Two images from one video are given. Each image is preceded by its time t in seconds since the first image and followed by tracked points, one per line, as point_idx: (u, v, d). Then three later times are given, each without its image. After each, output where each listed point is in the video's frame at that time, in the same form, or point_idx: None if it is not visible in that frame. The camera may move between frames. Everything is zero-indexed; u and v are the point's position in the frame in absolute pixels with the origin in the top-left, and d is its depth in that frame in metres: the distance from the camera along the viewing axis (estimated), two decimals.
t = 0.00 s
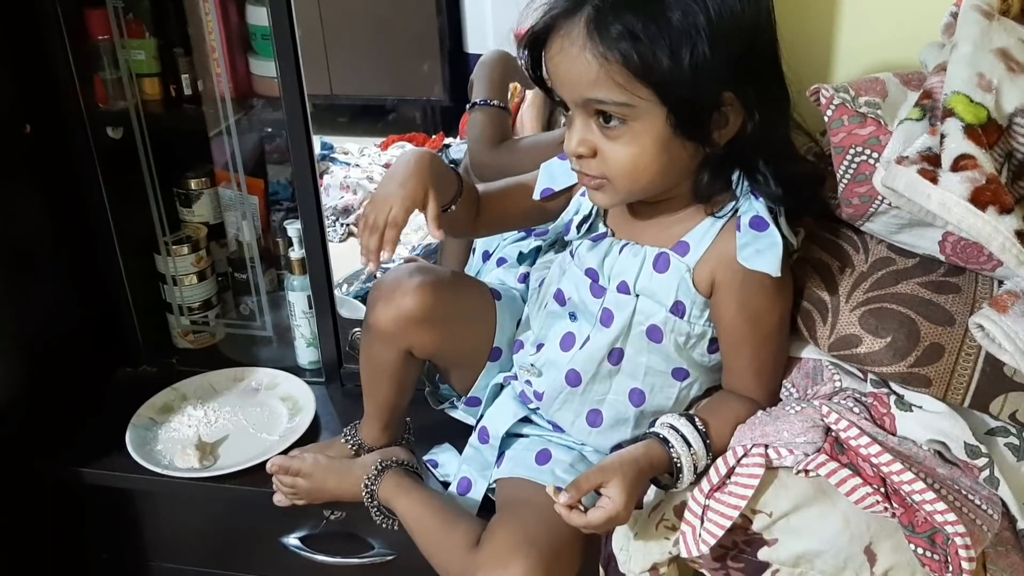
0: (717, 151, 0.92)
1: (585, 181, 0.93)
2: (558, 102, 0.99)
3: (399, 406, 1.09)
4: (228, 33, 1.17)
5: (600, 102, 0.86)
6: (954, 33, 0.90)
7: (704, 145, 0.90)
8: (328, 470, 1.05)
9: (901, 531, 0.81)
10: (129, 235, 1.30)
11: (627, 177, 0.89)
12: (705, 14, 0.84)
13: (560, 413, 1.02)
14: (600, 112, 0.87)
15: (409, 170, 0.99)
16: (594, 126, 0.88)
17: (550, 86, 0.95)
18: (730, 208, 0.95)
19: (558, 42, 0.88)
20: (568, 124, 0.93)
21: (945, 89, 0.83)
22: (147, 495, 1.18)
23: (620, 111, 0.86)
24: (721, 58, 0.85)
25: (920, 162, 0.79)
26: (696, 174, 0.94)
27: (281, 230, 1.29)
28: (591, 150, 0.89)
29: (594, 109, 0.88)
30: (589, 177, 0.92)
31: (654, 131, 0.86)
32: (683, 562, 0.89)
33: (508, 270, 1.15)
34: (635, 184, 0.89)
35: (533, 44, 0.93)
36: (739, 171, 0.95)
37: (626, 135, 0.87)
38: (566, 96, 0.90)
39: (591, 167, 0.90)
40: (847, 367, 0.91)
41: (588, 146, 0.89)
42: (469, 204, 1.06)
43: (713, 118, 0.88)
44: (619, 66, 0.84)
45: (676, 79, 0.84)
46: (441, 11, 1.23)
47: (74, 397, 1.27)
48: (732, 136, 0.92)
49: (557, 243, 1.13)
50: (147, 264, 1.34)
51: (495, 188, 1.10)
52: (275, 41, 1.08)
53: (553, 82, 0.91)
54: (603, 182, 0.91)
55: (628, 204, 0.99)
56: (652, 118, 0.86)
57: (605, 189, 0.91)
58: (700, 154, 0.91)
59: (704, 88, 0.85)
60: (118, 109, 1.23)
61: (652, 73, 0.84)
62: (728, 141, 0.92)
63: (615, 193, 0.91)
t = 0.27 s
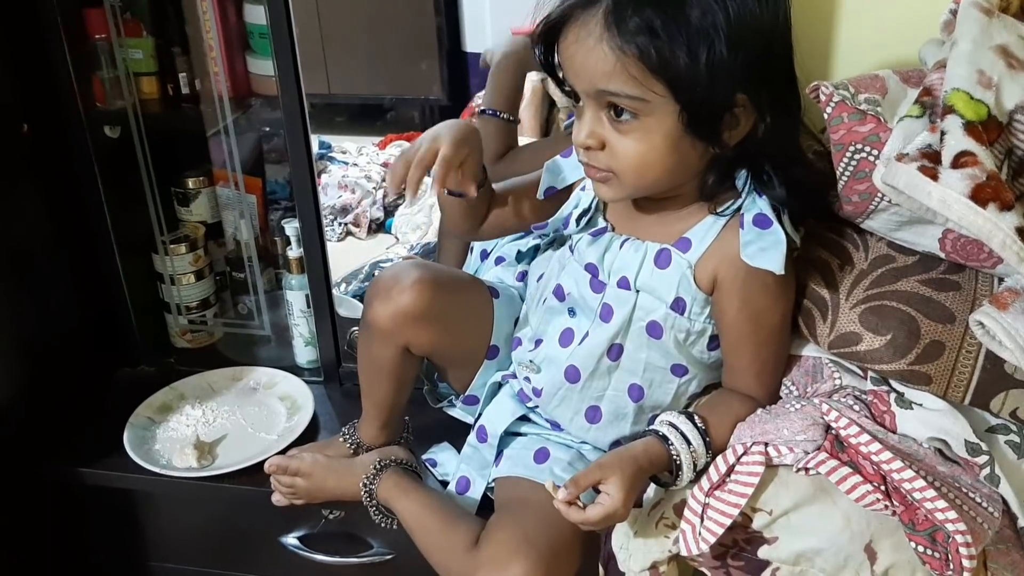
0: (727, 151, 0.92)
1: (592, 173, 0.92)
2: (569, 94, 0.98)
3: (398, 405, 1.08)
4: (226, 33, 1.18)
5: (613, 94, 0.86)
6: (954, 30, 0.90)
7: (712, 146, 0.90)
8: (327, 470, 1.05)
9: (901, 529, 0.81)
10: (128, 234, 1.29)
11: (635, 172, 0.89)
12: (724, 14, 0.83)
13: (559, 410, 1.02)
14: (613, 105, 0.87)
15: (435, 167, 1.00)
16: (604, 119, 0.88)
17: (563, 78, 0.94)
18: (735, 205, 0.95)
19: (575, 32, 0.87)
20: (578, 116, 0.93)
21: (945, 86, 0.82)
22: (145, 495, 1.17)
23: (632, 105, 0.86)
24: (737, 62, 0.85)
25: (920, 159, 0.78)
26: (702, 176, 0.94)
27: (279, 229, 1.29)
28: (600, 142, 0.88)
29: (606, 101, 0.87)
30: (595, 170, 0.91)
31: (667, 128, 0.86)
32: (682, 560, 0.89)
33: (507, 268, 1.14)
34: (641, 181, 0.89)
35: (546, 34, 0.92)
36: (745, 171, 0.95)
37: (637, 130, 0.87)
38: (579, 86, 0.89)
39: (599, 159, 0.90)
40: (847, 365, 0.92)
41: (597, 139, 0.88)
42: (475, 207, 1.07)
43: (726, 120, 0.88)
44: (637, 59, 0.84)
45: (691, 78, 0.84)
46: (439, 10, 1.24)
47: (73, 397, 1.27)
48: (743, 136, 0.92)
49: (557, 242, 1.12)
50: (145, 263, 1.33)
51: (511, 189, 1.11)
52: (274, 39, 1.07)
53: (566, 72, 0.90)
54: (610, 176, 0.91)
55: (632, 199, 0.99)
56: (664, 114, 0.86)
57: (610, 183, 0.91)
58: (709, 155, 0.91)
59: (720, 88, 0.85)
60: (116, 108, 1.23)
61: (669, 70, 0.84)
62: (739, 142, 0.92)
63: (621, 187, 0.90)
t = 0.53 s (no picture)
0: (732, 155, 0.92)
1: (599, 167, 0.92)
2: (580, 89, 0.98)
3: (398, 405, 1.08)
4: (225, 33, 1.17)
5: (623, 88, 0.86)
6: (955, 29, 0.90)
7: (717, 149, 0.89)
8: (326, 470, 1.05)
9: (903, 529, 0.81)
10: (127, 234, 1.29)
11: (640, 168, 0.88)
12: (741, 19, 0.83)
13: (559, 409, 1.02)
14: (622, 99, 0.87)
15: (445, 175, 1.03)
16: (612, 112, 0.88)
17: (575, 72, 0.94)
18: (735, 204, 0.94)
19: (589, 24, 0.87)
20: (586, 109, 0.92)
21: (947, 85, 0.82)
22: (144, 495, 1.17)
23: (641, 100, 0.86)
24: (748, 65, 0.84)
25: (923, 158, 0.78)
26: (705, 178, 0.94)
27: (279, 229, 1.29)
28: (606, 135, 0.88)
29: (615, 95, 0.87)
30: (599, 162, 0.91)
31: (674, 129, 0.86)
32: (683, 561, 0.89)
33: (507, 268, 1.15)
34: (643, 178, 0.89)
35: (563, 23, 0.92)
36: (748, 171, 0.94)
37: (643, 127, 0.87)
38: (589, 76, 0.89)
39: (605, 153, 0.90)
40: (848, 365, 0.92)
41: (602, 132, 0.88)
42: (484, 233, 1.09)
43: (732, 123, 0.88)
44: (651, 56, 0.84)
45: (703, 81, 0.84)
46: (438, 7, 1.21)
47: (72, 397, 1.27)
48: (749, 141, 0.91)
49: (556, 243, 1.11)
50: (144, 263, 1.33)
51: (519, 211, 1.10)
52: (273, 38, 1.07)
53: (579, 63, 0.90)
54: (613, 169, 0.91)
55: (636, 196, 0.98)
56: (672, 112, 0.85)
57: (613, 176, 0.91)
58: (714, 157, 0.91)
59: (731, 89, 0.85)
60: (115, 107, 1.22)
61: (681, 71, 0.84)
62: (744, 147, 0.92)
63: (624, 181, 0.90)
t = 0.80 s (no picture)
0: (733, 162, 0.92)
1: (600, 169, 0.92)
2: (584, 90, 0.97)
3: (400, 409, 1.08)
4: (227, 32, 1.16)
5: (627, 91, 0.85)
6: (960, 32, 0.89)
7: (720, 154, 0.89)
8: (329, 473, 1.04)
9: (908, 533, 0.80)
10: (128, 236, 1.29)
11: (639, 171, 0.88)
12: (746, 24, 0.83)
13: (562, 413, 1.01)
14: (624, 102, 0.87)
15: (465, 172, 1.05)
16: (614, 115, 0.88)
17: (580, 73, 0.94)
18: (741, 208, 0.94)
19: (595, 26, 0.87)
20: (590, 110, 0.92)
21: (952, 88, 0.82)
22: (145, 498, 1.17)
23: (644, 104, 0.85)
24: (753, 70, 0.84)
25: (928, 161, 0.78)
26: (709, 182, 0.94)
27: (280, 231, 1.28)
28: (608, 138, 0.88)
29: (619, 97, 0.87)
30: (601, 163, 0.91)
31: (676, 132, 0.86)
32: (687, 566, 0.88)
33: (511, 270, 1.15)
34: (644, 181, 0.89)
35: (568, 24, 0.92)
36: (752, 177, 0.94)
37: (645, 131, 0.86)
38: (593, 78, 0.88)
39: (606, 155, 0.89)
40: (853, 368, 0.91)
41: (605, 134, 0.88)
42: (485, 223, 1.08)
43: (736, 129, 0.88)
44: (655, 60, 0.83)
45: (707, 87, 0.84)
46: (438, 7, 1.23)
47: (73, 399, 1.27)
48: (752, 149, 0.91)
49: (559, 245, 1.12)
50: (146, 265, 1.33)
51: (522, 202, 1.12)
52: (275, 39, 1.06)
53: (583, 63, 0.89)
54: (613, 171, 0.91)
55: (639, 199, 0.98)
56: (675, 117, 0.85)
57: (614, 179, 0.91)
58: (715, 163, 0.91)
59: (735, 94, 0.85)
60: (116, 109, 1.22)
61: (685, 77, 0.83)
62: (746, 154, 0.91)
63: (624, 183, 0.90)
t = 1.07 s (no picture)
0: (734, 171, 0.91)
1: (599, 177, 0.92)
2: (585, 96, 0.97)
3: (403, 413, 1.08)
4: (229, 34, 1.16)
5: (626, 101, 0.85)
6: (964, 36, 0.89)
7: (721, 165, 0.89)
8: (330, 477, 1.04)
9: (911, 538, 0.80)
10: (129, 239, 1.29)
11: (639, 180, 0.88)
12: (746, 36, 0.83)
13: (565, 417, 1.01)
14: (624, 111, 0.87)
15: (479, 173, 1.06)
16: (614, 123, 0.88)
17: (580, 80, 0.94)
18: (745, 213, 0.94)
19: (594, 35, 0.87)
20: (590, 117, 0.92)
21: (955, 93, 0.82)
22: (146, 502, 1.17)
23: (642, 114, 0.85)
24: (756, 74, 0.84)
25: (932, 167, 0.78)
26: (710, 192, 0.94)
27: (282, 233, 1.28)
28: (607, 146, 0.88)
29: (618, 107, 0.87)
30: (601, 172, 0.91)
31: (673, 142, 0.86)
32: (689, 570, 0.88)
33: (512, 274, 1.15)
34: (644, 191, 0.89)
35: (569, 31, 0.91)
36: (753, 183, 0.94)
37: (644, 140, 0.86)
38: (594, 87, 0.88)
39: (605, 163, 0.89)
40: (856, 373, 0.92)
41: (604, 143, 0.88)
42: (488, 216, 1.09)
43: (736, 140, 0.88)
44: (653, 72, 0.83)
45: (704, 96, 0.84)
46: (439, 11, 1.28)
47: (75, 402, 1.27)
48: (751, 159, 0.91)
49: (560, 248, 1.13)
50: (147, 268, 1.33)
51: (523, 197, 1.12)
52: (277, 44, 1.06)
53: (583, 70, 0.89)
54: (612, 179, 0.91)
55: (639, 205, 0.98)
56: (674, 128, 0.85)
57: (614, 187, 0.90)
58: (715, 173, 0.90)
59: (738, 99, 0.84)
60: (118, 113, 1.23)
61: (684, 87, 0.83)
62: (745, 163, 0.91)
63: (623, 193, 0.90)
